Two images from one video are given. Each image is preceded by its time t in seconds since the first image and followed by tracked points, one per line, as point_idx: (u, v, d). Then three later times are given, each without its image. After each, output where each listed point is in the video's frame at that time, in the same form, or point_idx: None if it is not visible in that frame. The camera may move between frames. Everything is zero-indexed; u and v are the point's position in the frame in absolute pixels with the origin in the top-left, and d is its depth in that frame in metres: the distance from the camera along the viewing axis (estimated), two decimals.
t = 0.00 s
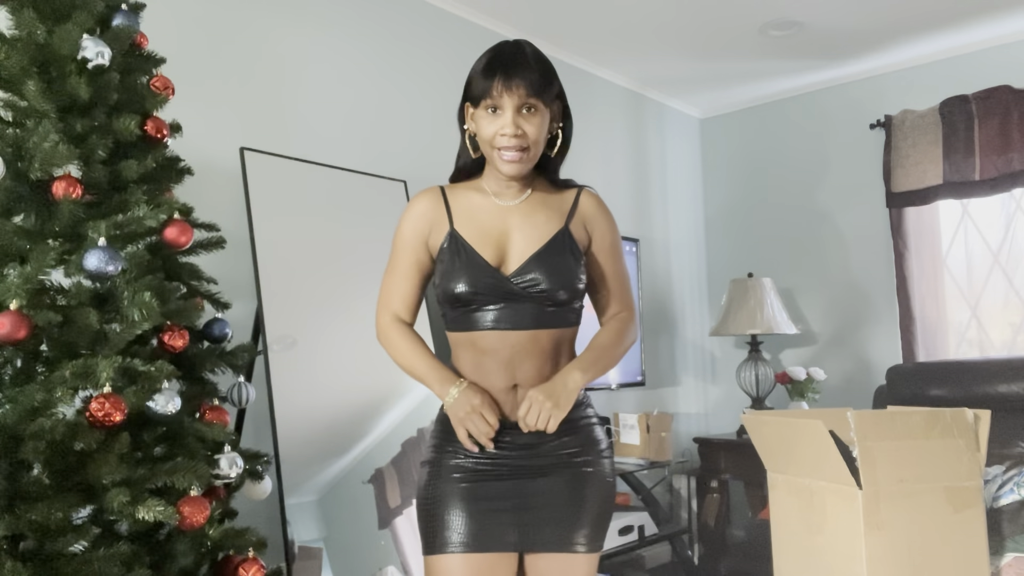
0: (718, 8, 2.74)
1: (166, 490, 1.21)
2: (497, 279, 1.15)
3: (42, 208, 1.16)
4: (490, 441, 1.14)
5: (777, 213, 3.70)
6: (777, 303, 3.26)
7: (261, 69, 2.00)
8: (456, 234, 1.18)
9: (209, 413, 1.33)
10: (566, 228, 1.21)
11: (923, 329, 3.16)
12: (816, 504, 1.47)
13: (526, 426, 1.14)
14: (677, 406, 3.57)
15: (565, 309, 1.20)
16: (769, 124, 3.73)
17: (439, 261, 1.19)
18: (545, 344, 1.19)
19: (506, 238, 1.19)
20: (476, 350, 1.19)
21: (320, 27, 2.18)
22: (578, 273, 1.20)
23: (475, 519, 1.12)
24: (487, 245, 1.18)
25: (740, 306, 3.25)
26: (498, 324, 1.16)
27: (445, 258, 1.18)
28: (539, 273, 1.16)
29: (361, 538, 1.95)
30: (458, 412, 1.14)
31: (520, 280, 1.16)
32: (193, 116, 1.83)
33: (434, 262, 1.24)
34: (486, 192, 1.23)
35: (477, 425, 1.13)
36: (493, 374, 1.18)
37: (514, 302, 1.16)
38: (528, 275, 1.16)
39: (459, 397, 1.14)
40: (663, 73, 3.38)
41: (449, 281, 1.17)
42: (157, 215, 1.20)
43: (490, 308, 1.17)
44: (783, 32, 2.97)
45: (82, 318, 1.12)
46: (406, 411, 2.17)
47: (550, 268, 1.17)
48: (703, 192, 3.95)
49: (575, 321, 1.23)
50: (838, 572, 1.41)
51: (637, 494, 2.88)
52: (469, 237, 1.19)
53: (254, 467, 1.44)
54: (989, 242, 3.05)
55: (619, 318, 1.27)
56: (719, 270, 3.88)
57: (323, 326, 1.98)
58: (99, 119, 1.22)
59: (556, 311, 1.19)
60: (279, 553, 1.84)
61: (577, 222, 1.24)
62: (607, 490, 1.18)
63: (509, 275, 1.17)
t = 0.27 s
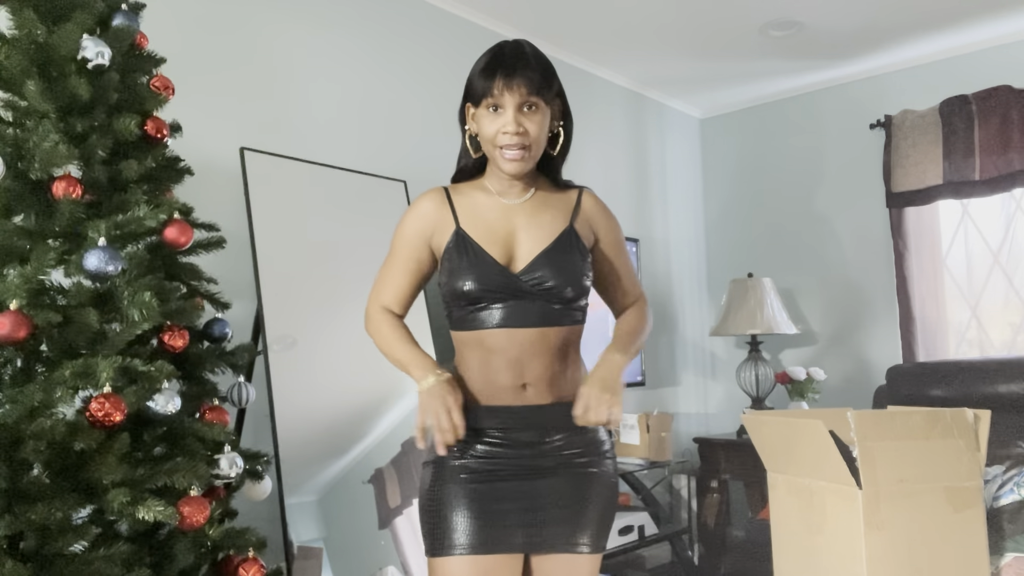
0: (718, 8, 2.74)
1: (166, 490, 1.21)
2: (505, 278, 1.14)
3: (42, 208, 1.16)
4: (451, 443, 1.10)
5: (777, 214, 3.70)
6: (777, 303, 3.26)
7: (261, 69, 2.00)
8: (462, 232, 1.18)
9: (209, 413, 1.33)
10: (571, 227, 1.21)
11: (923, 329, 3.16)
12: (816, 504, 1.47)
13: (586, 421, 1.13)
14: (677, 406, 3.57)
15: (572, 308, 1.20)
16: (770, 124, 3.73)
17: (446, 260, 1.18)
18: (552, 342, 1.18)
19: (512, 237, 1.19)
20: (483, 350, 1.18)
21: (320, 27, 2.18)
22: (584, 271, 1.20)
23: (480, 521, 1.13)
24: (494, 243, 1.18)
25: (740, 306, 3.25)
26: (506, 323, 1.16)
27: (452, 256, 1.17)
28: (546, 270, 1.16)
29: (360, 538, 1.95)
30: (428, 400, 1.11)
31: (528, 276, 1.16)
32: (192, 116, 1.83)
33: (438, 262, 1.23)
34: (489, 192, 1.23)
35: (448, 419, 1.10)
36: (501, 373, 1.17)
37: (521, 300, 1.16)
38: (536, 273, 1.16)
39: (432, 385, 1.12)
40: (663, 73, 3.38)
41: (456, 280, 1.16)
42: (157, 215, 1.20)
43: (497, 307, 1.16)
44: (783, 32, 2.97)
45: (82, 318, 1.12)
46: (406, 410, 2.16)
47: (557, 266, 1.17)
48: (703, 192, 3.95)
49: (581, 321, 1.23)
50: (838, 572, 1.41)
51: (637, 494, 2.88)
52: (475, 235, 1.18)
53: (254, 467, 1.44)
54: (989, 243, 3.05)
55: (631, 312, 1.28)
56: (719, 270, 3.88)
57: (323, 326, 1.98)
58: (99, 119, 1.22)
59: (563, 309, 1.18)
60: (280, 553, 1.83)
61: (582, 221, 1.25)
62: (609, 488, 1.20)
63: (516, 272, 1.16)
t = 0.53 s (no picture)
0: (718, 8, 2.74)
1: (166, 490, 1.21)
2: (508, 278, 1.15)
3: (42, 207, 1.16)
4: (462, 433, 1.08)
5: (776, 213, 3.70)
6: (777, 303, 3.26)
7: (261, 69, 2.00)
8: (466, 232, 1.18)
9: (209, 413, 1.33)
10: (574, 227, 1.22)
11: (923, 329, 3.16)
12: (816, 504, 1.47)
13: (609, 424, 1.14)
14: (677, 406, 3.57)
15: (574, 308, 1.20)
16: (770, 124, 3.73)
17: (449, 260, 1.18)
18: (555, 341, 1.19)
19: (515, 237, 1.19)
20: (486, 350, 1.18)
21: (320, 27, 2.18)
22: (587, 272, 1.20)
23: (482, 522, 1.12)
24: (498, 244, 1.18)
25: (740, 306, 3.26)
26: (509, 323, 1.16)
27: (456, 256, 1.17)
28: (551, 271, 1.16)
29: (361, 538, 1.95)
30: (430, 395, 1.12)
31: (533, 277, 1.16)
32: (192, 116, 1.83)
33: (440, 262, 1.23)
34: (493, 192, 1.24)
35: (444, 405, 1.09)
36: (503, 373, 1.17)
37: (524, 301, 1.16)
38: (540, 273, 1.16)
39: (433, 378, 1.12)
40: (663, 73, 3.38)
41: (459, 280, 1.16)
42: (157, 215, 1.20)
43: (500, 307, 1.16)
44: (783, 32, 2.97)
45: (82, 317, 1.12)
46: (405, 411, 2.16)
47: (561, 266, 1.17)
48: (704, 191, 3.95)
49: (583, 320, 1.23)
50: (838, 572, 1.41)
51: (638, 494, 2.88)
52: (478, 235, 1.18)
53: (254, 467, 1.44)
54: (989, 243, 3.05)
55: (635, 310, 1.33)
56: (719, 270, 3.88)
57: (323, 327, 1.98)
58: (99, 119, 1.22)
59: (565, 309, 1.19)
60: (280, 553, 1.83)
61: (584, 222, 1.26)
62: (610, 488, 1.20)
63: (521, 273, 1.16)
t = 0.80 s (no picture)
0: (718, 8, 2.74)
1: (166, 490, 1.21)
2: (509, 279, 1.15)
3: (42, 207, 1.16)
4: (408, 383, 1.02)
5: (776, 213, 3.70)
6: (777, 303, 3.26)
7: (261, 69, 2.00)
8: (468, 234, 1.18)
9: (209, 413, 1.33)
10: (576, 231, 1.23)
11: (923, 329, 3.16)
12: (816, 504, 1.47)
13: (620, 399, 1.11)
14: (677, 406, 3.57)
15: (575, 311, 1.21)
16: (770, 124, 3.73)
17: (450, 261, 1.18)
18: (555, 344, 1.19)
19: (516, 239, 1.19)
20: (486, 352, 1.18)
21: (320, 27, 2.18)
22: (588, 275, 1.21)
23: (482, 521, 1.12)
24: (500, 246, 1.18)
25: (740, 306, 3.26)
26: (509, 325, 1.16)
27: (457, 257, 1.17)
28: (552, 273, 1.17)
29: (361, 538, 1.95)
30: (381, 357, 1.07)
31: (534, 279, 1.16)
32: (192, 116, 1.83)
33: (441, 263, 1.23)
34: (495, 194, 1.24)
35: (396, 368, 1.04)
36: (503, 375, 1.17)
37: (524, 303, 1.16)
38: (541, 276, 1.16)
39: (387, 343, 1.07)
40: (663, 73, 3.37)
41: (460, 281, 1.16)
42: (157, 215, 1.20)
43: (500, 309, 1.16)
44: (783, 32, 2.97)
45: (82, 318, 1.12)
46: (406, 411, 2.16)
47: (562, 269, 1.17)
48: (704, 191, 3.95)
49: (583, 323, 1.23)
50: (838, 572, 1.41)
51: (638, 495, 2.88)
52: (481, 237, 1.18)
53: (254, 467, 1.44)
54: (989, 243, 3.05)
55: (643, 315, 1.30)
56: (720, 270, 3.88)
57: (323, 327, 1.98)
58: (99, 119, 1.22)
59: (566, 312, 1.19)
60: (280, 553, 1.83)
61: (585, 225, 1.27)
62: (610, 487, 1.21)
63: (523, 275, 1.16)
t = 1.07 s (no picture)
0: (718, 8, 2.74)
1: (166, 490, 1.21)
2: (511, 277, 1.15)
3: (42, 207, 1.16)
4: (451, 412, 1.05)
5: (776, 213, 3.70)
6: (777, 303, 3.26)
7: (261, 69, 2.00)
8: (471, 232, 1.18)
9: (209, 413, 1.33)
10: (580, 230, 1.23)
11: (923, 329, 3.16)
12: (816, 503, 1.47)
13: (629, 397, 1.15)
14: (677, 406, 3.57)
15: (577, 312, 1.21)
16: (769, 124, 3.73)
17: (453, 260, 1.18)
18: (558, 342, 1.19)
19: (521, 237, 1.19)
20: (488, 351, 1.18)
21: (320, 27, 2.18)
22: (591, 274, 1.21)
23: (482, 521, 1.12)
24: (503, 245, 1.18)
25: (740, 306, 3.25)
26: (513, 324, 1.16)
27: (459, 256, 1.17)
28: (555, 272, 1.17)
29: (361, 538, 1.95)
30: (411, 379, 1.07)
31: (537, 278, 1.16)
32: (192, 116, 1.83)
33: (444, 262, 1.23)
34: (497, 193, 1.24)
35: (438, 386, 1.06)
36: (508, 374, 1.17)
37: (529, 301, 1.16)
38: (545, 275, 1.16)
39: (413, 365, 1.09)
40: (663, 73, 3.37)
41: (463, 280, 1.16)
42: (157, 215, 1.20)
43: (503, 307, 1.16)
44: (783, 32, 2.97)
45: (82, 318, 1.12)
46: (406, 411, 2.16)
47: (566, 268, 1.17)
48: (704, 191, 3.94)
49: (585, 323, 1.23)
50: (838, 571, 1.42)
51: (638, 495, 2.88)
52: (483, 236, 1.18)
53: (254, 467, 1.44)
54: (989, 243, 3.05)
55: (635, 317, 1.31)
56: (720, 270, 3.88)
57: (323, 327, 1.98)
58: (99, 119, 1.22)
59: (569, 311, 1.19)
60: (280, 552, 1.82)
61: (589, 225, 1.26)
62: (610, 487, 1.21)
63: (526, 274, 1.16)
